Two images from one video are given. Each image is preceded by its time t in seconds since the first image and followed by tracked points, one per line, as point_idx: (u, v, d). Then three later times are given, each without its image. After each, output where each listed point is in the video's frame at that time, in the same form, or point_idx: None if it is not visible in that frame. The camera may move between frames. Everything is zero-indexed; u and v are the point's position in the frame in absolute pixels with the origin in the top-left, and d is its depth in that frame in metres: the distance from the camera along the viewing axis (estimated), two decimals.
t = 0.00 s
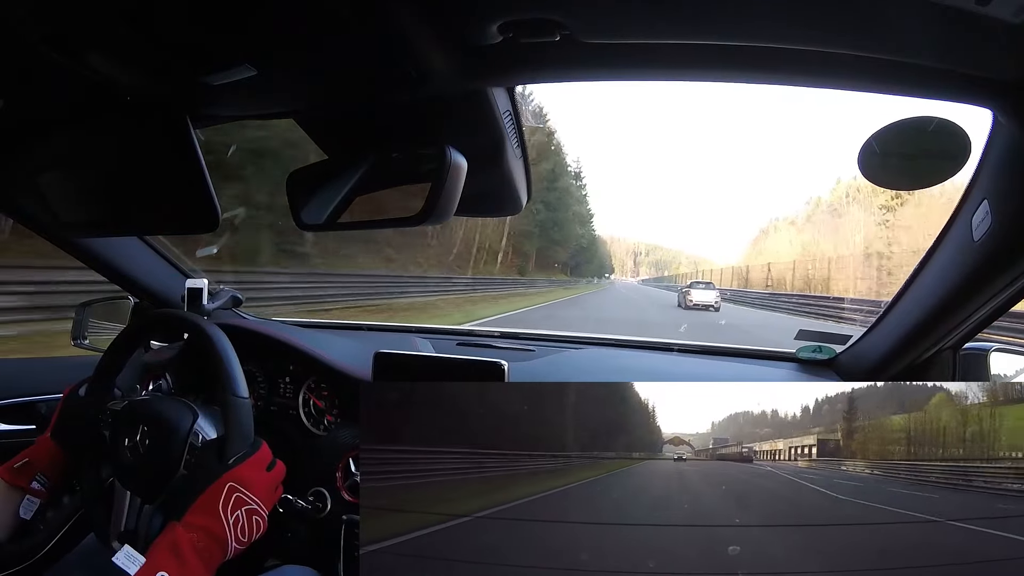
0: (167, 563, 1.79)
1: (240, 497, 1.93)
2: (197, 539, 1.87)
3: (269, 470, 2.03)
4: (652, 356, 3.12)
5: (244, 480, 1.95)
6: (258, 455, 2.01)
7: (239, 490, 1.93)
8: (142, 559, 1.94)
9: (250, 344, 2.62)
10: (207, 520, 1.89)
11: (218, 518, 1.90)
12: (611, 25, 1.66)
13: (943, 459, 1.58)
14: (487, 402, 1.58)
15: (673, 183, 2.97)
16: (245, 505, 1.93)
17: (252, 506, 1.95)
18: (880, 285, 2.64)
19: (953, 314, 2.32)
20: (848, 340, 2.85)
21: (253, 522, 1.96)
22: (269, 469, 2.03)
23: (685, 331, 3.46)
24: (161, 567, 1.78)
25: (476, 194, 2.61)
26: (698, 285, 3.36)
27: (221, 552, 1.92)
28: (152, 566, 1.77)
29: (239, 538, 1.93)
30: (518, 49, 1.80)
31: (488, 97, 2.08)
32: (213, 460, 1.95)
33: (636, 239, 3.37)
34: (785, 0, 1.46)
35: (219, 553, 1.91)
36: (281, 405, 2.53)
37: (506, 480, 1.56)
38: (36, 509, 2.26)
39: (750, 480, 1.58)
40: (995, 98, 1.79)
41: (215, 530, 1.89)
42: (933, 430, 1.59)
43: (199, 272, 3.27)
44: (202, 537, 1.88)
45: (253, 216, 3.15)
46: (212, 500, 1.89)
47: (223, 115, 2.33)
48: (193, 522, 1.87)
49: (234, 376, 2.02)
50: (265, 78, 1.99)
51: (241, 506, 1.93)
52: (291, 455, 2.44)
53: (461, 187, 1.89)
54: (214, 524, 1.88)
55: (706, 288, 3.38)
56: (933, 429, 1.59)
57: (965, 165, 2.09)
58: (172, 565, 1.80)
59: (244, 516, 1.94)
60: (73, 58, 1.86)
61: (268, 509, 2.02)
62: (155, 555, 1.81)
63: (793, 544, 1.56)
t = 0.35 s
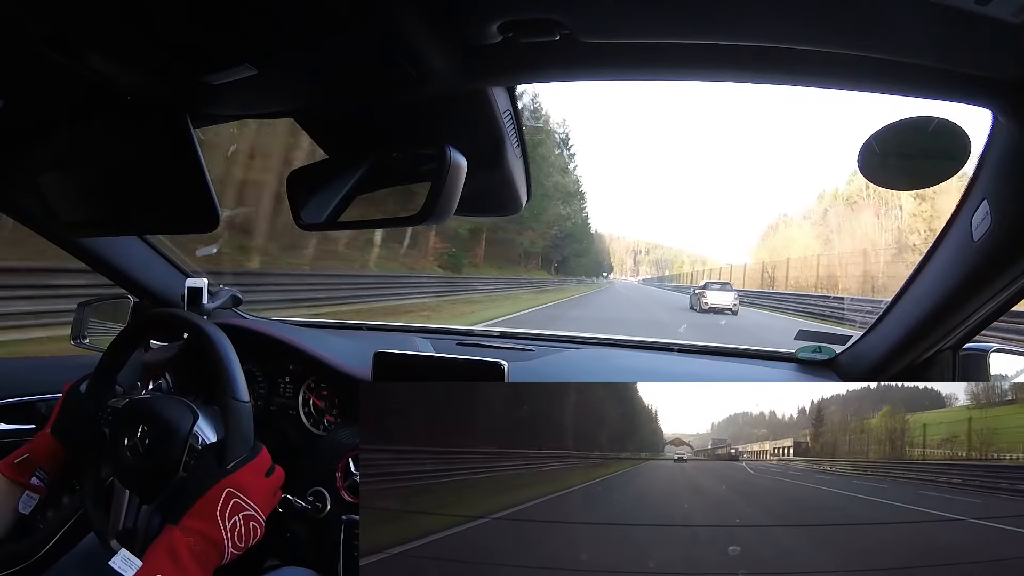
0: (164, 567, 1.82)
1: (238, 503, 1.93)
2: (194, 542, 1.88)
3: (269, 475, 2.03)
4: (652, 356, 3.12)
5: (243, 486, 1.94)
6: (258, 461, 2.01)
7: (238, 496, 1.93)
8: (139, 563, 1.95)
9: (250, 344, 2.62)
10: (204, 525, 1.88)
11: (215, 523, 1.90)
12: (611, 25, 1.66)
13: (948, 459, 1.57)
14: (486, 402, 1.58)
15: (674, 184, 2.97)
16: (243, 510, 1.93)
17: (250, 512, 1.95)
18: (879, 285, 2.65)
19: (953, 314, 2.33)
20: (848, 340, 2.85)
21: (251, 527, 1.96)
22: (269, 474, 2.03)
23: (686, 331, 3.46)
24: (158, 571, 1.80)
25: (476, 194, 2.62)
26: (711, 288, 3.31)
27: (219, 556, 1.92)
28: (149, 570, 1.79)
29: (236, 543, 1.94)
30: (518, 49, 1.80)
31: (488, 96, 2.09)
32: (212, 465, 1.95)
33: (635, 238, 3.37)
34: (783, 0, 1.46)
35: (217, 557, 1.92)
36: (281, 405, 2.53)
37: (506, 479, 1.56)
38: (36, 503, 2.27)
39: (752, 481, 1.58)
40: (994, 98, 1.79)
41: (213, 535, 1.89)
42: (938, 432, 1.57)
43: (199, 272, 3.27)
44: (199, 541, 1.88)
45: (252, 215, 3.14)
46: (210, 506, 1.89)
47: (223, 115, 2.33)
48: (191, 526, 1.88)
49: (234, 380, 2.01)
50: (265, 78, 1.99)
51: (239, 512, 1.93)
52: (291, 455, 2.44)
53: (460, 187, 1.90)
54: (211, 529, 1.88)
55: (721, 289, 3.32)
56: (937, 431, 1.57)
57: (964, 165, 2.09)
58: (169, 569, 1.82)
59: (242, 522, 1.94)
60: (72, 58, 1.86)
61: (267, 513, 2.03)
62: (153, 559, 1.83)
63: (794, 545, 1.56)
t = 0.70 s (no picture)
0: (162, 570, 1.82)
1: (236, 507, 1.93)
2: (192, 545, 1.88)
3: (269, 479, 2.04)
4: (652, 357, 3.12)
5: (242, 490, 1.95)
6: (258, 465, 2.01)
7: (236, 499, 1.93)
8: (138, 565, 1.99)
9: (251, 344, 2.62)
10: (203, 529, 1.89)
11: (213, 526, 1.90)
12: (611, 26, 1.66)
13: (949, 458, 1.56)
14: (487, 403, 1.58)
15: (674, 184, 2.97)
16: (241, 514, 1.94)
17: (248, 516, 1.95)
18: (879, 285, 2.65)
19: (952, 315, 2.33)
20: (848, 340, 2.84)
21: (248, 531, 1.97)
22: (268, 478, 2.03)
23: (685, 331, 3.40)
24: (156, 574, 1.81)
25: (476, 194, 2.61)
26: (728, 288, 3.20)
27: (216, 560, 1.92)
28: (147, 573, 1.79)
29: (234, 547, 1.94)
30: (518, 49, 1.80)
31: (488, 96, 2.09)
32: (212, 469, 1.95)
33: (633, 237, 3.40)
34: None
35: (214, 561, 1.91)
36: (281, 405, 2.53)
37: (505, 480, 1.56)
38: (36, 502, 2.29)
39: (752, 480, 1.59)
40: (995, 98, 1.79)
41: (211, 538, 1.89)
42: (940, 433, 1.58)
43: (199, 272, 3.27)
44: (198, 544, 1.88)
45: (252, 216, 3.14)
46: (209, 509, 1.89)
47: (223, 116, 2.33)
48: (189, 529, 1.88)
49: (235, 382, 2.00)
50: (265, 78, 1.99)
51: (237, 516, 1.93)
52: (291, 455, 2.44)
53: (460, 187, 1.90)
54: (209, 532, 1.89)
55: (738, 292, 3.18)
56: (936, 429, 1.58)
57: (965, 165, 2.08)
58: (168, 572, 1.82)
59: (240, 525, 1.94)
60: (72, 58, 1.86)
61: (264, 517, 2.03)
62: (153, 561, 1.83)
63: (794, 544, 1.56)
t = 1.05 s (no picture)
0: (163, 566, 1.81)
1: (237, 502, 1.93)
2: (192, 541, 1.88)
3: (269, 475, 2.04)
4: (652, 357, 3.12)
5: (243, 485, 1.95)
6: (258, 461, 2.01)
7: (237, 494, 1.93)
8: (139, 561, 1.92)
9: (251, 344, 2.62)
10: (203, 525, 1.88)
11: (214, 522, 1.90)
12: (610, 25, 1.66)
13: (945, 459, 1.57)
14: (487, 403, 1.58)
15: (674, 184, 2.97)
16: (242, 509, 1.94)
17: (249, 511, 1.96)
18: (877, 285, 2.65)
19: (952, 315, 2.33)
20: (848, 340, 2.85)
21: (250, 526, 1.97)
22: (268, 473, 2.04)
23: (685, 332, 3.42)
24: (157, 570, 1.80)
25: (476, 194, 2.61)
26: (750, 288, 3.11)
27: (218, 555, 1.92)
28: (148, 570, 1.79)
29: (236, 542, 1.94)
30: (518, 49, 1.80)
31: (488, 96, 2.09)
32: (212, 465, 1.95)
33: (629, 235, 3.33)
34: None
35: (216, 556, 1.92)
36: (282, 405, 2.53)
37: (505, 479, 1.56)
38: (36, 506, 2.28)
39: (750, 480, 1.58)
40: (995, 98, 1.79)
41: (211, 534, 1.89)
42: (940, 433, 1.58)
43: (199, 272, 3.27)
44: (198, 540, 1.88)
45: (252, 216, 3.14)
46: (209, 505, 1.90)
47: (223, 115, 2.33)
48: (190, 526, 1.87)
49: (234, 378, 2.01)
50: (265, 78, 1.99)
51: (238, 511, 1.93)
52: (291, 455, 2.44)
53: (460, 187, 1.90)
54: (210, 528, 1.89)
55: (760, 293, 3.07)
56: (934, 429, 1.59)
57: (964, 165, 2.09)
58: (169, 568, 1.82)
59: (241, 521, 1.95)
60: (72, 58, 1.86)
61: (266, 512, 2.03)
62: (154, 557, 1.83)
63: (794, 544, 1.56)
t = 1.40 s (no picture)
0: (165, 561, 1.80)
1: (239, 494, 1.93)
2: (195, 535, 1.86)
3: (269, 466, 2.03)
4: (652, 356, 3.12)
5: (243, 477, 1.95)
6: (258, 452, 2.01)
7: (239, 487, 1.93)
8: (141, 556, 1.91)
9: (251, 344, 2.62)
10: (205, 518, 1.88)
11: (217, 515, 1.89)
12: (609, 26, 1.66)
13: (945, 458, 1.58)
14: (487, 403, 1.58)
15: (673, 184, 2.96)
16: (244, 501, 1.94)
17: (251, 502, 1.95)
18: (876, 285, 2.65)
19: (952, 315, 2.33)
20: (849, 340, 2.85)
21: (253, 518, 1.96)
22: (268, 465, 2.03)
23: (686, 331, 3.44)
24: (160, 565, 1.79)
25: (476, 194, 2.61)
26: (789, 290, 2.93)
27: (221, 549, 1.91)
28: (150, 565, 1.78)
29: (239, 535, 1.93)
30: (518, 49, 1.80)
31: (488, 96, 2.09)
32: (212, 459, 1.95)
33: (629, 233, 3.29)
34: None
35: (219, 550, 1.91)
36: (281, 404, 2.53)
37: (505, 479, 1.56)
38: (36, 511, 2.27)
39: (751, 480, 1.58)
40: (995, 98, 1.79)
41: (215, 527, 1.88)
42: (938, 432, 1.58)
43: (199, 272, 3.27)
44: (201, 534, 1.87)
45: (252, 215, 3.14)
46: (211, 497, 1.89)
47: (223, 115, 2.33)
48: (192, 520, 1.87)
49: (235, 375, 2.03)
50: (265, 78, 1.99)
51: (240, 502, 1.93)
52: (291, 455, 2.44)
53: (460, 187, 1.90)
54: (213, 521, 1.88)
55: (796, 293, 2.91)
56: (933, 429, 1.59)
57: (965, 165, 2.09)
58: (171, 563, 1.80)
59: (243, 513, 1.94)
60: (71, 58, 1.86)
61: (268, 505, 2.02)
62: (156, 553, 1.82)
63: (794, 544, 1.56)
